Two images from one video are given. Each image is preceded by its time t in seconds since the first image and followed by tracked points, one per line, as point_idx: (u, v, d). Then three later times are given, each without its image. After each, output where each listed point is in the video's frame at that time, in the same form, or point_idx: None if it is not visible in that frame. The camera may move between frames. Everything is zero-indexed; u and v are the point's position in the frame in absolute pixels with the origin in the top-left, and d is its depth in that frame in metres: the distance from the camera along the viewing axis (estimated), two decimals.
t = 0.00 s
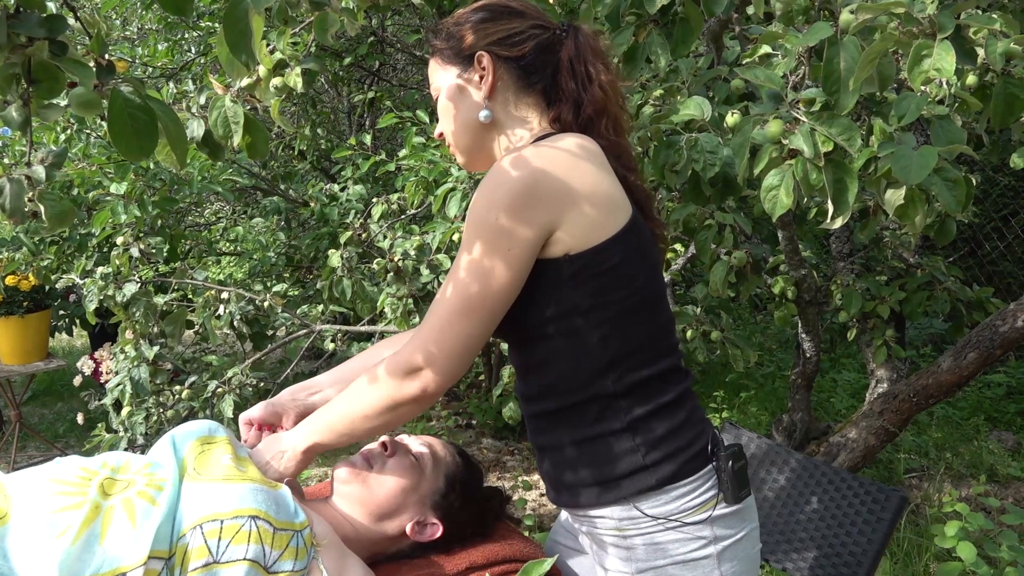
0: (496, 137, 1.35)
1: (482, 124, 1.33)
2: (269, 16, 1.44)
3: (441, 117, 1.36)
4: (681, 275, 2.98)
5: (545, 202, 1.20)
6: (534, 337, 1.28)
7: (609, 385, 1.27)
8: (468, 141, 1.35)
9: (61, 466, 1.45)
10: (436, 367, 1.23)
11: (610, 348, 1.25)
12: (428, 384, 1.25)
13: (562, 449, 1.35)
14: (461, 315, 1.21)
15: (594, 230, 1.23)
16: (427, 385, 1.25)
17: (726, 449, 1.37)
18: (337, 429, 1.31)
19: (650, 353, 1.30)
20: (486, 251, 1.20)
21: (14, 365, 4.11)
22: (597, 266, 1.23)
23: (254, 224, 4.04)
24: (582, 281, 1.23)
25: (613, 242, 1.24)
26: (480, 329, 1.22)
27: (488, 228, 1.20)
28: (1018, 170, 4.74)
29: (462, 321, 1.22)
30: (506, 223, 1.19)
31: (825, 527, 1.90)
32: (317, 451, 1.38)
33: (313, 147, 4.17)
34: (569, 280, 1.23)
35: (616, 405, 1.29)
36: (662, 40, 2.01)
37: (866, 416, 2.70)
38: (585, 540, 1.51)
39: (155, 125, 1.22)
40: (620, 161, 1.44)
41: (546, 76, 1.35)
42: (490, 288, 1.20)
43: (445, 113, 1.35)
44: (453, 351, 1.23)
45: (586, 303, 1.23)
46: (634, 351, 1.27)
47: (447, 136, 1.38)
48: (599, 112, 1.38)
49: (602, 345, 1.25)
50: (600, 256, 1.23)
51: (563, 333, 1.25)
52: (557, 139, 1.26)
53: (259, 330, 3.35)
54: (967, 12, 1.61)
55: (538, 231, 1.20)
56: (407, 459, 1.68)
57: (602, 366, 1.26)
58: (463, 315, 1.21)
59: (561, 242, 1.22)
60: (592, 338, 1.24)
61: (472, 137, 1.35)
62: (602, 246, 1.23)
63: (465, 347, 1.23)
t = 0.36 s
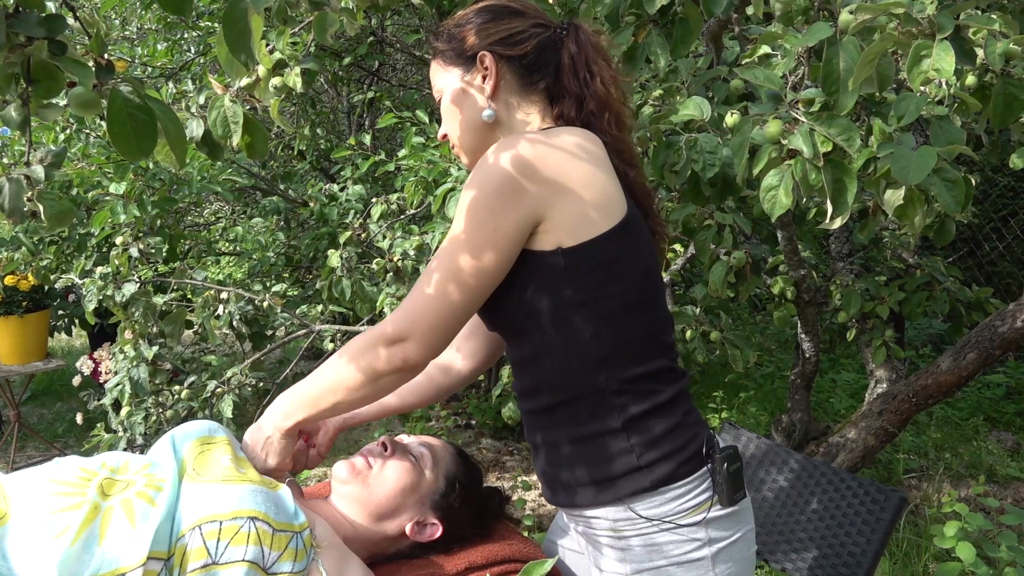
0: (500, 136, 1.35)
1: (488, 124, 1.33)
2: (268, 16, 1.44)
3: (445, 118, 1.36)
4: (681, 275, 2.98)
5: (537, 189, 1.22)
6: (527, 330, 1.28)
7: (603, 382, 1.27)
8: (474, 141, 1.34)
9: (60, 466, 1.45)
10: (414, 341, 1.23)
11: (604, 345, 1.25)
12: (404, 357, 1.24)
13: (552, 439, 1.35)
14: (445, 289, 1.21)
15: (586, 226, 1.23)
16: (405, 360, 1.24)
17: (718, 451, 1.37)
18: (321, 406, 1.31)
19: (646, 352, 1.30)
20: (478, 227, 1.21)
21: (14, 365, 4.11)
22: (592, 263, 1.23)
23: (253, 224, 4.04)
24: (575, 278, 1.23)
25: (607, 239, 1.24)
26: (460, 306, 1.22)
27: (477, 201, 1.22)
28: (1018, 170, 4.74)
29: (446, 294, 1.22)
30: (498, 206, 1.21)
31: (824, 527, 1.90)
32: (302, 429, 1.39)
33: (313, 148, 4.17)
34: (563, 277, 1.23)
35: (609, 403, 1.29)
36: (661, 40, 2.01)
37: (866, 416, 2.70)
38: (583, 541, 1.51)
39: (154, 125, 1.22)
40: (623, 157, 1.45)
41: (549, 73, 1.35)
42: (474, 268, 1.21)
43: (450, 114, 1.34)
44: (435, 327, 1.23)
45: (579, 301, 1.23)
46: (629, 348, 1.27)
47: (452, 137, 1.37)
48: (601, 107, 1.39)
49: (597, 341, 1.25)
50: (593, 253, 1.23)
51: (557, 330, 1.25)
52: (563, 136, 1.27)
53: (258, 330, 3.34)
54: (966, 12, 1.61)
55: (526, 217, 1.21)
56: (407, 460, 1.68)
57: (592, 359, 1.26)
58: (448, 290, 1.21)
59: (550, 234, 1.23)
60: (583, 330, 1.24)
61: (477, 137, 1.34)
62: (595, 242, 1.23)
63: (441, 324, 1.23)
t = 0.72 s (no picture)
0: (497, 136, 1.34)
1: (485, 124, 1.32)
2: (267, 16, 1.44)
3: (441, 118, 1.35)
4: (681, 275, 2.99)
5: (560, 206, 1.20)
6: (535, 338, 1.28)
7: (614, 388, 1.27)
8: (470, 140, 1.34)
9: (60, 467, 1.45)
10: (467, 383, 1.20)
11: (616, 350, 1.25)
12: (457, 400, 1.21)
13: (566, 450, 1.35)
14: (485, 329, 1.18)
15: (605, 231, 1.23)
16: (457, 402, 1.21)
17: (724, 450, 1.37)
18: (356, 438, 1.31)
19: (655, 355, 1.30)
20: (510, 254, 1.18)
21: (14, 365, 4.11)
22: (605, 268, 1.23)
23: (253, 224, 4.04)
24: (591, 285, 1.23)
25: (619, 245, 1.24)
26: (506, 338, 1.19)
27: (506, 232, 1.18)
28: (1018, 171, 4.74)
29: (488, 330, 1.18)
30: (530, 231, 1.19)
31: (824, 527, 1.91)
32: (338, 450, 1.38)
33: (313, 148, 4.17)
34: (578, 283, 1.23)
35: (619, 407, 1.29)
36: (661, 41, 2.01)
37: (865, 416, 2.70)
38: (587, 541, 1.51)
39: (154, 125, 1.22)
40: (624, 160, 1.45)
41: (547, 74, 1.35)
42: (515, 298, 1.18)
43: (446, 113, 1.34)
44: (484, 365, 1.19)
45: (591, 307, 1.24)
46: (641, 353, 1.27)
47: (448, 137, 1.37)
48: (601, 108, 1.39)
49: (609, 346, 1.25)
50: (606, 259, 1.23)
51: (570, 336, 1.25)
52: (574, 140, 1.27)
53: (257, 330, 3.34)
54: (966, 11, 1.61)
55: (552, 235, 1.20)
56: (406, 459, 1.69)
57: (609, 368, 1.26)
58: (488, 329, 1.18)
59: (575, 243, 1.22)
60: (601, 339, 1.25)
61: (473, 137, 1.34)
62: (610, 249, 1.23)
63: (491, 360, 1.20)
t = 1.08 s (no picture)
0: (484, 139, 1.34)
1: (473, 128, 1.33)
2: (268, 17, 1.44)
3: (433, 119, 1.36)
4: (681, 276, 2.99)
5: (549, 221, 1.19)
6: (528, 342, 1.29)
7: (615, 392, 1.27)
8: (459, 142, 1.34)
9: (60, 465, 1.45)
10: (461, 401, 1.22)
11: (616, 354, 1.25)
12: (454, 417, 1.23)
13: (568, 455, 1.35)
14: (472, 347, 1.19)
15: (596, 240, 1.23)
16: (452, 418, 1.23)
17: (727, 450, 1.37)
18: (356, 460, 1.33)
19: (655, 357, 1.30)
20: (500, 273, 1.18)
21: (14, 365, 4.10)
22: (602, 274, 1.23)
23: (253, 224, 4.04)
24: (588, 292, 1.23)
25: (615, 250, 1.24)
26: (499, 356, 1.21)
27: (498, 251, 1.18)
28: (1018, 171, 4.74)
29: (479, 349, 1.20)
30: (519, 250, 1.18)
31: (824, 527, 1.91)
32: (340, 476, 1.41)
33: (313, 148, 4.17)
34: (572, 291, 1.23)
35: (620, 410, 1.29)
36: (661, 41, 2.01)
37: (866, 416, 2.70)
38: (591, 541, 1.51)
39: (154, 125, 1.22)
40: (613, 168, 1.44)
41: (536, 82, 1.34)
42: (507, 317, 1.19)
43: (437, 115, 1.34)
44: (478, 382, 1.21)
45: (590, 313, 1.23)
46: (640, 356, 1.27)
47: (439, 139, 1.37)
48: (589, 119, 1.38)
49: (608, 351, 1.25)
50: (603, 264, 1.23)
51: (570, 342, 1.25)
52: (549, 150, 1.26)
53: (258, 330, 3.35)
54: (966, 11, 1.61)
55: (542, 252, 1.19)
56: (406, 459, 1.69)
57: (607, 375, 1.26)
58: (476, 347, 1.19)
59: (564, 256, 1.22)
60: (599, 346, 1.25)
61: (462, 141, 1.34)
62: (606, 255, 1.23)
63: (485, 377, 1.21)
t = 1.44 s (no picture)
0: (489, 138, 1.35)
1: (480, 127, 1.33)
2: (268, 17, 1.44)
3: (438, 118, 1.36)
4: (681, 275, 2.98)
5: (540, 215, 1.20)
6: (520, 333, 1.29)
7: (608, 390, 1.27)
8: (464, 141, 1.34)
9: (61, 463, 1.45)
10: (442, 386, 1.24)
11: (608, 352, 1.25)
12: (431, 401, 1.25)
13: (560, 449, 1.35)
14: (457, 332, 1.21)
15: (588, 237, 1.23)
16: (430, 403, 1.25)
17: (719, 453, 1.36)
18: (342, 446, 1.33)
19: (650, 357, 1.30)
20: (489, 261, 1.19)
21: (14, 365, 4.10)
22: (596, 271, 1.23)
23: (254, 224, 4.04)
24: (581, 289, 1.23)
25: (609, 249, 1.24)
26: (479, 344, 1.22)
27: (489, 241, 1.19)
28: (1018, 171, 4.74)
29: (462, 336, 1.21)
30: (506, 239, 1.19)
31: (824, 527, 1.91)
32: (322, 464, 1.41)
33: (313, 147, 4.17)
34: (566, 287, 1.23)
35: (613, 408, 1.29)
36: (661, 41, 2.01)
37: (866, 416, 2.70)
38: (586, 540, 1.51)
39: (155, 125, 1.22)
40: (616, 165, 1.44)
41: (539, 77, 1.34)
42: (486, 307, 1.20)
43: (441, 115, 1.34)
44: (457, 370, 1.23)
45: (584, 311, 1.24)
46: (632, 356, 1.27)
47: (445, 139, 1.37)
48: (592, 116, 1.39)
49: (600, 349, 1.25)
50: (597, 262, 1.23)
51: (565, 338, 1.25)
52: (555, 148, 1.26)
53: (258, 330, 3.35)
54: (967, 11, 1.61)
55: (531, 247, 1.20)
56: (406, 460, 1.69)
57: (599, 372, 1.26)
58: (461, 332, 1.21)
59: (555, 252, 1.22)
60: (592, 343, 1.24)
61: (467, 140, 1.35)
62: (600, 253, 1.23)
63: (464, 366, 1.23)
